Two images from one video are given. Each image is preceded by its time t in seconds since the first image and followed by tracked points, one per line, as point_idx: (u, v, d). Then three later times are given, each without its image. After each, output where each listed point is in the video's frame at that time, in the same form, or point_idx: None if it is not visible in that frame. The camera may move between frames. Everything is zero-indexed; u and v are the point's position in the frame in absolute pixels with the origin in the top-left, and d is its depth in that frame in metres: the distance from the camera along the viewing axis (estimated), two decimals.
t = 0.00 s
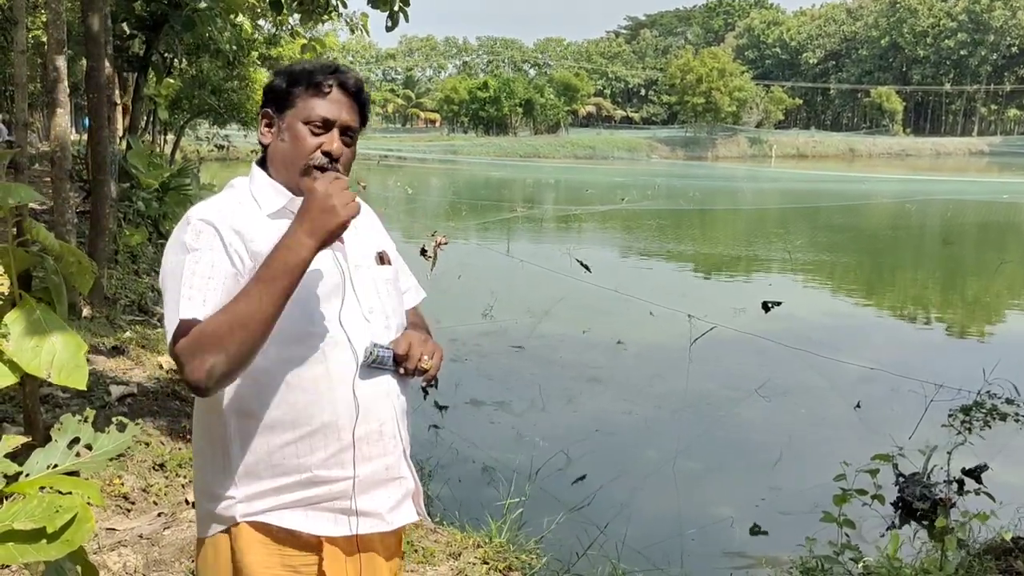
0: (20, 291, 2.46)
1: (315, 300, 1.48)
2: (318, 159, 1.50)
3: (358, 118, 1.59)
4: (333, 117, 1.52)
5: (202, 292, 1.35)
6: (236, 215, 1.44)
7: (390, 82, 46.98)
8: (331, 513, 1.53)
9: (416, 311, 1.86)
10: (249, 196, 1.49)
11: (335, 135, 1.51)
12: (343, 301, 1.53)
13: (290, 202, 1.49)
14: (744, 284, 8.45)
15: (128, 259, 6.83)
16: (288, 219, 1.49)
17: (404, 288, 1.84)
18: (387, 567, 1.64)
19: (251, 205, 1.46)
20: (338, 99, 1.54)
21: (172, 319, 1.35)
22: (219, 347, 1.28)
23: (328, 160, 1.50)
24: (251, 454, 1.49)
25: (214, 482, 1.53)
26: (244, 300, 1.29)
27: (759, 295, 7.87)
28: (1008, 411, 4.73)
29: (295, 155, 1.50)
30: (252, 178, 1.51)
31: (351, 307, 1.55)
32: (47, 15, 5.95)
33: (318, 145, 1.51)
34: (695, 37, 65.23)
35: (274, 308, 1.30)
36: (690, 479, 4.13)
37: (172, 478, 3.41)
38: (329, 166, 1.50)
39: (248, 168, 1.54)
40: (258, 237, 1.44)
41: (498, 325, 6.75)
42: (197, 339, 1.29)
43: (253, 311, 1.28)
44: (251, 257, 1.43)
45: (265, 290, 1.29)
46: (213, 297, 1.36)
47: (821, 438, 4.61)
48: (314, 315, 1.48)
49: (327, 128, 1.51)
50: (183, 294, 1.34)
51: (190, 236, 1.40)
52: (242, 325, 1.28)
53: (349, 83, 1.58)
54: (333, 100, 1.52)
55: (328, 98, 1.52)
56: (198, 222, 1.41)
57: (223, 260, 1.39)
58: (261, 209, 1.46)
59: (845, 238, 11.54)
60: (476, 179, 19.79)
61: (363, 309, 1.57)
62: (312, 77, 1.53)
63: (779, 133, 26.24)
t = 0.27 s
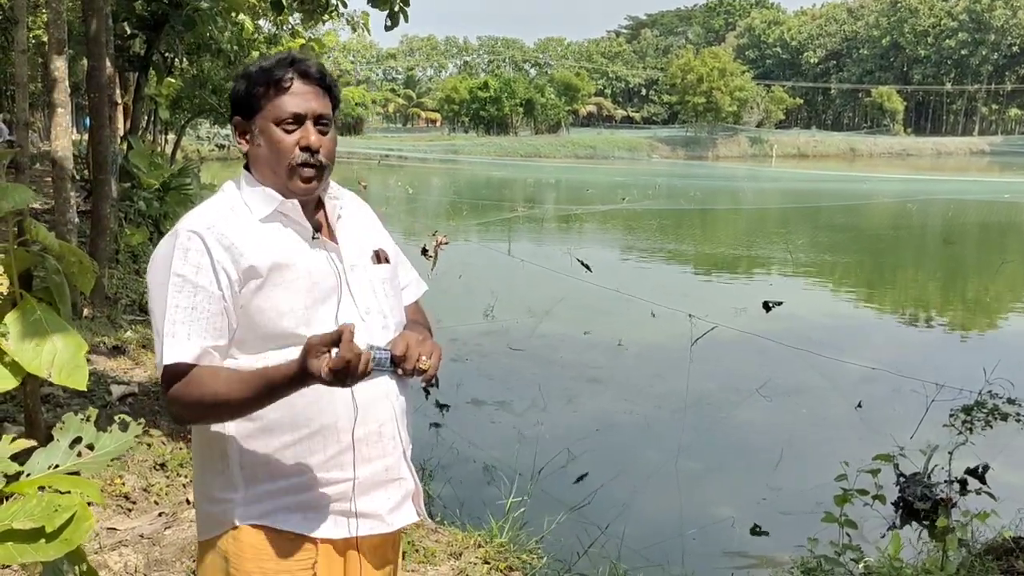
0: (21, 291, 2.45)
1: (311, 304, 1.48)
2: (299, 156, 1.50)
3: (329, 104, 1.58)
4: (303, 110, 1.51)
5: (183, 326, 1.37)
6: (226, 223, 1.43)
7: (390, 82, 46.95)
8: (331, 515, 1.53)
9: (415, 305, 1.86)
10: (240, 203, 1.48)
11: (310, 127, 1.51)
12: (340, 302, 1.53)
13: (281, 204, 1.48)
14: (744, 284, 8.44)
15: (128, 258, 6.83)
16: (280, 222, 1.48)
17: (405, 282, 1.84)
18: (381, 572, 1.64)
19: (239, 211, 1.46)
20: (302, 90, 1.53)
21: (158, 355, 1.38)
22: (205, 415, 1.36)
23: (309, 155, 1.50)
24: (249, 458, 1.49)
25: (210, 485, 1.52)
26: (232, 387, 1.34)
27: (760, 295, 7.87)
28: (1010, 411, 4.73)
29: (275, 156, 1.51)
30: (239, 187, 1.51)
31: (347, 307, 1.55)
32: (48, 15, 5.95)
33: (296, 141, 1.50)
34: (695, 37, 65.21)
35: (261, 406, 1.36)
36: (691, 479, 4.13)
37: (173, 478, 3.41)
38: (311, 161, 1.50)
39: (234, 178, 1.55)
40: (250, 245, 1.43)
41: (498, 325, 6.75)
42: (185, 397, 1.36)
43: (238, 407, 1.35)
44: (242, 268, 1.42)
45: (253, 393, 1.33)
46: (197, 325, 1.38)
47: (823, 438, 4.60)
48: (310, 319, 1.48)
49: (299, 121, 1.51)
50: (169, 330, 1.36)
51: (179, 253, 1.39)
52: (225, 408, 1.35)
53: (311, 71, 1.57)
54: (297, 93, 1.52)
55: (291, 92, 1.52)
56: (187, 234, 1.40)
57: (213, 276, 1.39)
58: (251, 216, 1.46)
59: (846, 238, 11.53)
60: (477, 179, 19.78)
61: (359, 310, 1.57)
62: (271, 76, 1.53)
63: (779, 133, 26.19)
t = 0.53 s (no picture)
0: (21, 291, 2.46)
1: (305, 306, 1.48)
2: (283, 163, 1.50)
3: (315, 107, 1.57)
4: (286, 116, 1.51)
5: (186, 327, 1.39)
6: (219, 227, 1.44)
7: (391, 81, 46.93)
8: (324, 515, 1.53)
9: (417, 301, 1.86)
10: (231, 206, 1.49)
11: (294, 133, 1.51)
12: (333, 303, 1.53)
13: (271, 210, 1.48)
14: (746, 283, 8.44)
15: (130, 258, 6.84)
16: (272, 226, 1.49)
17: (407, 277, 1.84)
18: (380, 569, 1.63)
19: (231, 215, 1.47)
20: (286, 95, 1.53)
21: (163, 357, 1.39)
22: (210, 401, 1.34)
23: (293, 161, 1.50)
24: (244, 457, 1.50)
25: (207, 483, 1.54)
26: (230, 366, 1.33)
27: (761, 295, 7.86)
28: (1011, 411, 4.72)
29: (261, 164, 1.51)
30: (228, 193, 1.52)
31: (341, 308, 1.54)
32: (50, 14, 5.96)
33: (280, 147, 1.50)
34: (696, 37, 65.17)
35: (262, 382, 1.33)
36: (691, 478, 4.13)
37: (174, 477, 3.41)
38: (295, 167, 1.50)
39: (224, 184, 1.55)
40: (242, 248, 1.44)
41: (499, 324, 6.75)
42: (189, 386, 1.36)
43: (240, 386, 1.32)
44: (235, 271, 1.44)
45: (252, 365, 1.30)
46: (196, 325, 1.40)
47: (824, 438, 4.59)
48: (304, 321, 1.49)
49: (283, 128, 1.51)
50: (171, 331, 1.38)
51: (175, 259, 1.41)
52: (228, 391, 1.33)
53: (294, 74, 1.56)
54: (280, 99, 1.52)
55: (273, 99, 1.52)
56: (180, 239, 1.41)
57: (209, 281, 1.41)
58: (242, 220, 1.47)
59: (847, 237, 11.53)
60: (478, 179, 19.77)
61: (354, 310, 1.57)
62: (252, 83, 1.52)
63: (780, 132, 26.17)
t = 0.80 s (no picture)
0: (21, 288, 2.46)
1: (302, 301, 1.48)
2: (274, 159, 1.50)
3: (305, 103, 1.58)
4: (276, 112, 1.52)
5: (212, 305, 1.36)
6: (217, 222, 1.45)
7: (392, 80, 46.90)
8: (320, 512, 1.53)
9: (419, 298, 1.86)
10: (228, 204, 1.49)
11: (284, 130, 1.52)
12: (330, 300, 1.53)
13: (266, 207, 1.48)
14: (747, 282, 8.44)
15: (131, 257, 6.84)
16: (270, 223, 1.49)
17: (406, 274, 1.83)
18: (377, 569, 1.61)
19: (228, 212, 1.47)
20: (275, 92, 1.53)
21: (189, 339, 1.34)
22: (247, 369, 1.30)
23: (284, 157, 1.50)
24: (241, 453, 1.51)
25: (206, 480, 1.55)
26: (269, 330, 1.28)
27: (762, 294, 7.86)
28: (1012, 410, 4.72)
29: (253, 161, 1.51)
30: (224, 191, 1.52)
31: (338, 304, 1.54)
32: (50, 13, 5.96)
33: (271, 144, 1.51)
34: (697, 36, 65.08)
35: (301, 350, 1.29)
36: (692, 477, 4.13)
37: (175, 476, 3.41)
38: (287, 163, 1.50)
39: (220, 183, 1.56)
40: (241, 244, 1.44)
41: (500, 323, 6.75)
42: (224, 356, 1.31)
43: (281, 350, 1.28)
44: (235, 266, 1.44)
45: (295, 329, 1.27)
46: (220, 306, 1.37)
47: (825, 436, 4.59)
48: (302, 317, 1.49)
49: (273, 125, 1.51)
50: (196, 313, 1.34)
51: (180, 249, 1.40)
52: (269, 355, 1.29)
53: (284, 70, 1.56)
54: (269, 95, 1.52)
55: (262, 96, 1.52)
56: (179, 233, 1.42)
57: (218, 269, 1.40)
58: (240, 217, 1.47)
59: (848, 236, 11.52)
60: (479, 177, 19.78)
61: (351, 307, 1.57)
62: (240, 82, 1.53)
63: (782, 131, 26.14)
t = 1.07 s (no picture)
0: (23, 286, 2.47)
1: (301, 298, 1.49)
2: (270, 157, 1.50)
3: (305, 101, 1.58)
4: (274, 110, 1.52)
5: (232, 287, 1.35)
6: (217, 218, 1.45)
7: (393, 78, 46.90)
8: (319, 509, 1.53)
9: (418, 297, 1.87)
10: (226, 199, 1.50)
11: (282, 127, 1.52)
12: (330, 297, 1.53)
13: (264, 203, 1.48)
14: (748, 281, 8.44)
15: (132, 254, 6.85)
16: (269, 219, 1.49)
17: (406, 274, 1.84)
18: (372, 565, 1.64)
19: (227, 207, 1.48)
20: (274, 89, 1.53)
21: (209, 323, 1.32)
22: (268, 357, 1.27)
23: (280, 155, 1.51)
24: (241, 448, 1.50)
25: (204, 475, 1.55)
26: (304, 328, 1.25)
27: (763, 292, 7.86)
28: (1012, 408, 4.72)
29: (251, 158, 1.52)
30: (223, 186, 1.53)
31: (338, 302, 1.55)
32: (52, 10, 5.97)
33: (268, 141, 1.51)
34: (698, 34, 65.00)
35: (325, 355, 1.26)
36: (693, 475, 4.13)
37: (176, 473, 3.42)
38: (283, 161, 1.51)
39: (220, 179, 1.57)
40: (242, 238, 1.44)
41: (501, 321, 6.76)
42: (249, 341, 1.29)
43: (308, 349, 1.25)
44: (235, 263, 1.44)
45: (325, 335, 1.24)
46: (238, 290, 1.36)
47: (825, 435, 4.59)
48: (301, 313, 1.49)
49: (271, 123, 1.51)
50: (217, 295, 1.33)
51: (181, 241, 1.40)
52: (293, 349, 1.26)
53: (285, 68, 1.56)
54: (267, 93, 1.52)
55: (261, 93, 1.52)
56: (183, 225, 1.42)
57: (228, 257, 1.39)
58: (239, 211, 1.47)
59: (849, 235, 11.52)
60: (480, 175, 19.79)
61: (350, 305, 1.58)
62: (240, 80, 1.54)
63: (783, 129, 26.13)
